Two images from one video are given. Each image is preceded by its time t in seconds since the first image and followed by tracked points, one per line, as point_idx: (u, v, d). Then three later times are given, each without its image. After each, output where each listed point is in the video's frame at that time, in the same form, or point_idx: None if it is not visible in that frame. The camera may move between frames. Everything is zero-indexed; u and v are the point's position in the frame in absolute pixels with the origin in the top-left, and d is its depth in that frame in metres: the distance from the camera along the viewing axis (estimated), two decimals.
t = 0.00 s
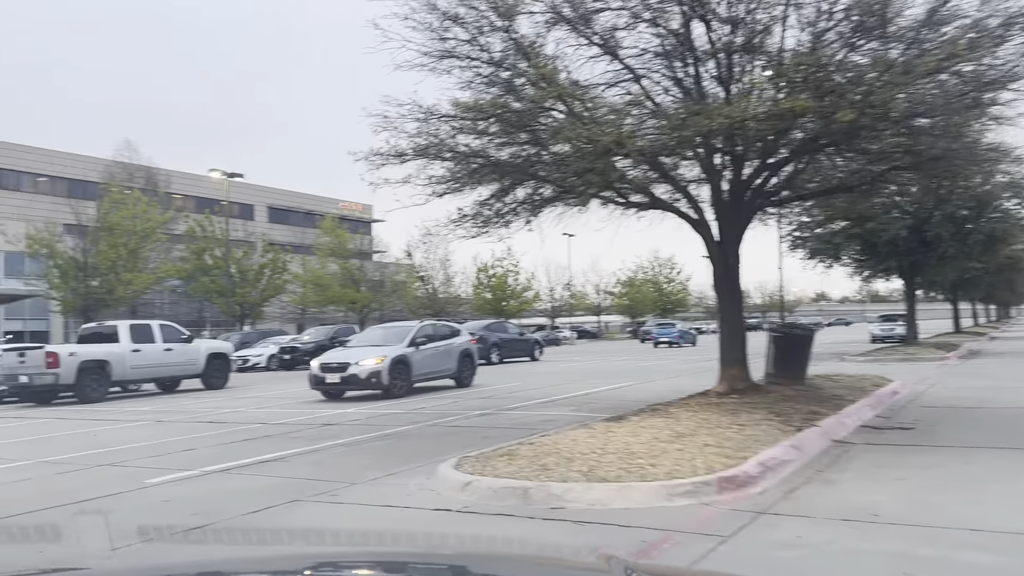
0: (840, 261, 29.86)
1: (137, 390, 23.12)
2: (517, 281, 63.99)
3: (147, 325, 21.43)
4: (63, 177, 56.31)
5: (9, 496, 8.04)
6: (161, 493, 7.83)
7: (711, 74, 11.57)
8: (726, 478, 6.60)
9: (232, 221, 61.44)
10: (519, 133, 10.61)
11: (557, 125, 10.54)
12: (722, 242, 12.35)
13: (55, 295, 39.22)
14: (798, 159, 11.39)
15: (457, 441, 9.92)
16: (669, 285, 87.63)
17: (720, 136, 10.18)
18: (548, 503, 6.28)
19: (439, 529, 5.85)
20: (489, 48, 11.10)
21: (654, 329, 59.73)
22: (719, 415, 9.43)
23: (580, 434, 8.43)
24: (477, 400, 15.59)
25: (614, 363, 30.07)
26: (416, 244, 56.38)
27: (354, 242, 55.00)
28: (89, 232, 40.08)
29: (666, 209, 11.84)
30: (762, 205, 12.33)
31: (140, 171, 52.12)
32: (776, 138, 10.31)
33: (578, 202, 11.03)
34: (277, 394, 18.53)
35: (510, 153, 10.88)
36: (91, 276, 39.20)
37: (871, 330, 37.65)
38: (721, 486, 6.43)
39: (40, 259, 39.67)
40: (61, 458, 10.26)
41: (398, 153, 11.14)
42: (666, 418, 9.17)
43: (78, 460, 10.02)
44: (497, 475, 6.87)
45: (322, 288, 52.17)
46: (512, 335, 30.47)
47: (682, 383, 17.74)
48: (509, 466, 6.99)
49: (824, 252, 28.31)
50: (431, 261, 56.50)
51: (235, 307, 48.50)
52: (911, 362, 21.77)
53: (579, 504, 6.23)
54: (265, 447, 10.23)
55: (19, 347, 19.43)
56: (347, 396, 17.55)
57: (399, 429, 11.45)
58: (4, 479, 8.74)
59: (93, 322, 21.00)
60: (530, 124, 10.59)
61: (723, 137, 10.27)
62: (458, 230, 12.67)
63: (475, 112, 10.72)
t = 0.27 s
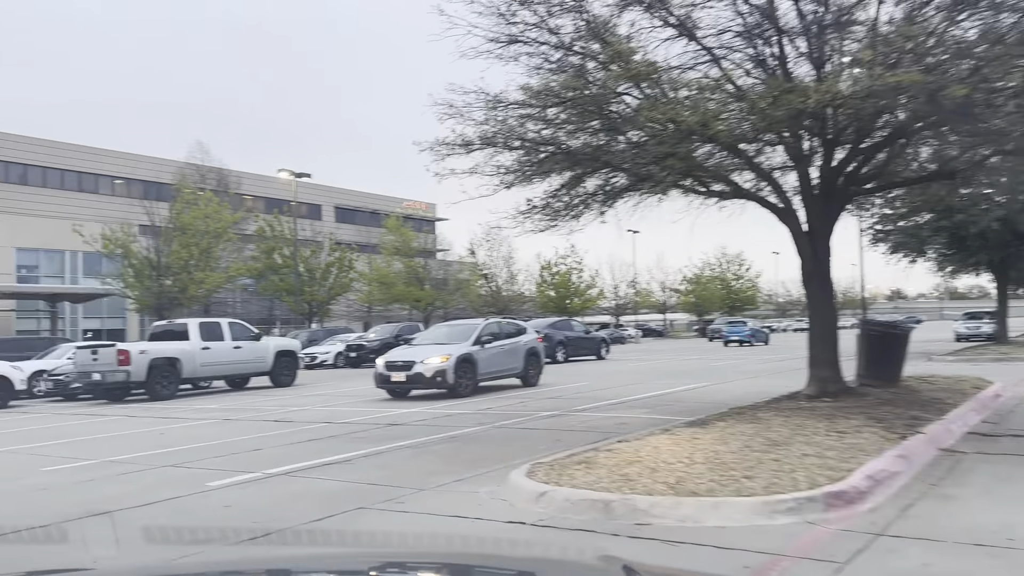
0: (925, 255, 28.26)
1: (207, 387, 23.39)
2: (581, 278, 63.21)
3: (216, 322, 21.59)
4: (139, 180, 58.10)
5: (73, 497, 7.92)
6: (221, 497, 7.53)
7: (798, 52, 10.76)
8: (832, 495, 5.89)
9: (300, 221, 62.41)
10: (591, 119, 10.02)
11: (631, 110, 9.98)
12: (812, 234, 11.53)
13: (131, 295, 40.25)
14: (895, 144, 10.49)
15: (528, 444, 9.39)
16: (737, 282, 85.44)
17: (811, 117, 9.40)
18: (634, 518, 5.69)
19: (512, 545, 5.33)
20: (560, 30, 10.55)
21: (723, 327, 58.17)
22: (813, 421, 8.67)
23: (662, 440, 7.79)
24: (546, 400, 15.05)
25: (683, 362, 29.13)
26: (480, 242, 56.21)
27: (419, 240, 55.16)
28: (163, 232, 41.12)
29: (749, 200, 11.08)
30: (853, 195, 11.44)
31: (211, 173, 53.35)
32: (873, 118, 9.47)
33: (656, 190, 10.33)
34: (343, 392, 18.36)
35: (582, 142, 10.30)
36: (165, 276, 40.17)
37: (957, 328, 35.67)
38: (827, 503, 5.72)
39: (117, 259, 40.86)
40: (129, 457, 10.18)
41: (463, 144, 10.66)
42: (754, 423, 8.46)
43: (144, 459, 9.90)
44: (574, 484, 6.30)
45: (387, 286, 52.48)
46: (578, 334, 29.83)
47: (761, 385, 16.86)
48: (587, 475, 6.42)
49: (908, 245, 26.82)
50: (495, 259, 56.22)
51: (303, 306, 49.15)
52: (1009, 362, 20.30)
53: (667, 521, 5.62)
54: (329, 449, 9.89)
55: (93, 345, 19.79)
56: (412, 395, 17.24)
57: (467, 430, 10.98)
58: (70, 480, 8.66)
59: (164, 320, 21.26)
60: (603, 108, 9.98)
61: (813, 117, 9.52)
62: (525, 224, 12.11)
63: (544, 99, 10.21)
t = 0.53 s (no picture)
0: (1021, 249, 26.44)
1: (277, 384, 23.50)
2: (648, 275, 62.06)
3: (285, 320, 21.61)
4: (213, 181, 59.67)
5: (132, 500, 7.70)
6: (280, 504, 7.13)
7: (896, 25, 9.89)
8: (965, 516, 5.13)
9: (367, 220, 63.00)
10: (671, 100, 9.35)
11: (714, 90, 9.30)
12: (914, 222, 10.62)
13: (205, 293, 40.95)
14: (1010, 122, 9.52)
15: (605, 449, 8.78)
16: (810, 279, 82.69)
17: (918, 92, 8.55)
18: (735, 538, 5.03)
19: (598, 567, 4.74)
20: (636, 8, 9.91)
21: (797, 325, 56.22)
22: (923, 429, 7.83)
23: (757, 449, 7.10)
24: (618, 401, 14.40)
25: (759, 360, 28.07)
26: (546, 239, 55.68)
27: (483, 238, 55.01)
28: (235, 232, 41.90)
29: (844, 186, 10.22)
30: (959, 180, 10.47)
31: (281, 174, 54.26)
32: (988, 91, 8.56)
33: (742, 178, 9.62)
34: (410, 391, 18.07)
35: (661, 126, 9.63)
36: (237, 275, 40.89)
37: None
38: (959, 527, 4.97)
39: (191, 259, 41.75)
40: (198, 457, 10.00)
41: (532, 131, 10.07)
42: (857, 431, 7.68)
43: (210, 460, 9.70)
44: (664, 498, 5.67)
45: (453, 284, 52.46)
46: (648, 332, 29.01)
47: (848, 386, 15.83)
48: (678, 488, 5.79)
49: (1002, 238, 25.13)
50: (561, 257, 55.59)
51: (370, 303, 49.51)
52: None
53: (773, 544, 4.96)
54: (397, 451, 9.44)
55: (165, 343, 20.01)
56: (480, 394, 16.81)
57: (539, 432, 10.43)
58: (134, 481, 8.47)
59: (234, 319, 21.39)
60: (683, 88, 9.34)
61: (920, 94, 8.67)
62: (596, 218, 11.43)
63: (620, 80, 9.56)
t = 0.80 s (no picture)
0: None
1: (348, 382, 23.51)
2: (722, 272, 60.38)
3: (355, 318, 21.53)
4: (288, 182, 60.91)
5: (199, 503, 7.47)
6: (350, 511, 6.74)
7: None
8: None
9: (436, 218, 63.22)
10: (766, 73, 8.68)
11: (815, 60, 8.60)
12: None
13: (280, 291, 41.49)
14: None
15: (695, 456, 8.12)
16: (894, 274, 79.15)
17: None
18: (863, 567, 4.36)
19: None
20: None
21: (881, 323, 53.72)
22: None
23: (873, 461, 6.36)
24: (700, 402, 13.65)
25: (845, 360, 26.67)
26: (616, 236, 54.75)
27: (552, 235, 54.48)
28: (308, 231, 42.43)
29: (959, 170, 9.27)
30: None
31: (352, 174, 54.86)
32: None
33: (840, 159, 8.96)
34: (482, 390, 17.66)
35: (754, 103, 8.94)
36: (311, 273, 41.39)
37: None
38: None
39: (266, 257, 42.43)
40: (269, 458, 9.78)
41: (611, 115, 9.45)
42: (984, 441, 6.83)
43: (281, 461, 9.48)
44: (773, 519, 5.02)
45: (522, 282, 52.08)
46: (726, 330, 27.94)
47: (951, 388, 14.67)
48: (790, 507, 5.12)
49: None
50: (631, 253, 54.58)
51: (440, 301, 49.58)
52: None
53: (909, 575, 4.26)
54: (473, 454, 8.97)
55: (239, 340, 20.17)
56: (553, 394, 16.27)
57: (620, 435, 9.83)
58: (203, 483, 8.29)
59: (307, 316, 21.42)
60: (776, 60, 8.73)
61: None
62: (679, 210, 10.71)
63: (708, 54, 8.93)
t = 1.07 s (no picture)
0: None
1: (420, 379, 23.30)
2: (802, 268, 58.24)
3: (427, 315, 21.25)
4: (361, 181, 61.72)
5: (265, 509, 7.14)
6: (423, 519, 6.26)
7: None
8: None
9: (506, 215, 62.93)
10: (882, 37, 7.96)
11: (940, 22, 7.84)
12: None
13: (353, 290, 41.94)
14: None
15: (802, 467, 7.36)
16: (986, 270, 75.06)
17: None
18: None
19: None
20: None
21: (974, 321, 50.81)
22: None
23: (1017, 479, 5.58)
24: (792, 404, 12.77)
25: (942, 360, 25.05)
26: (690, 231, 53.36)
27: (624, 232, 53.54)
28: (380, 229, 42.63)
29: None
30: None
31: (422, 172, 55.02)
32: None
33: (964, 134, 8.01)
34: (556, 389, 17.10)
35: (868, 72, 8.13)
36: (382, 271, 41.60)
37: None
38: None
39: (339, 256, 42.81)
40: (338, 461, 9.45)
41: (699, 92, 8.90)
42: None
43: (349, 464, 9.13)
44: (917, 549, 4.33)
45: (593, 279, 51.32)
46: (811, 328, 26.65)
47: None
48: (933, 536, 4.42)
49: None
50: (706, 249, 53.11)
51: (510, 299, 49.28)
52: None
53: None
54: (552, 459, 8.44)
55: (312, 337, 20.13)
56: (631, 394, 15.59)
57: (711, 441, 9.11)
58: (269, 487, 7.99)
59: (379, 313, 21.25)
60: (883, 26, 8.03)
61: None
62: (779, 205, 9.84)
63: (813, 22, 8.30)
